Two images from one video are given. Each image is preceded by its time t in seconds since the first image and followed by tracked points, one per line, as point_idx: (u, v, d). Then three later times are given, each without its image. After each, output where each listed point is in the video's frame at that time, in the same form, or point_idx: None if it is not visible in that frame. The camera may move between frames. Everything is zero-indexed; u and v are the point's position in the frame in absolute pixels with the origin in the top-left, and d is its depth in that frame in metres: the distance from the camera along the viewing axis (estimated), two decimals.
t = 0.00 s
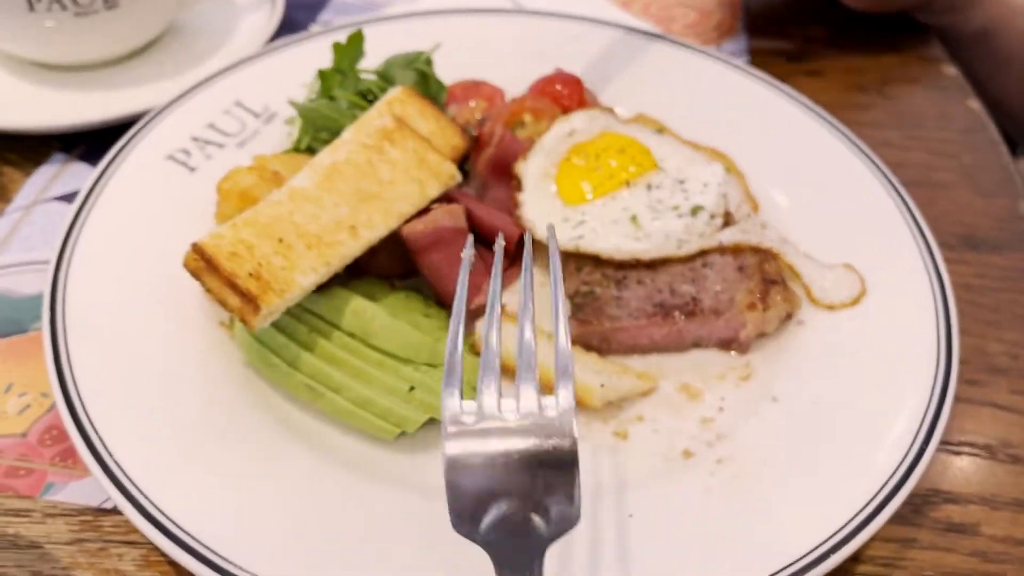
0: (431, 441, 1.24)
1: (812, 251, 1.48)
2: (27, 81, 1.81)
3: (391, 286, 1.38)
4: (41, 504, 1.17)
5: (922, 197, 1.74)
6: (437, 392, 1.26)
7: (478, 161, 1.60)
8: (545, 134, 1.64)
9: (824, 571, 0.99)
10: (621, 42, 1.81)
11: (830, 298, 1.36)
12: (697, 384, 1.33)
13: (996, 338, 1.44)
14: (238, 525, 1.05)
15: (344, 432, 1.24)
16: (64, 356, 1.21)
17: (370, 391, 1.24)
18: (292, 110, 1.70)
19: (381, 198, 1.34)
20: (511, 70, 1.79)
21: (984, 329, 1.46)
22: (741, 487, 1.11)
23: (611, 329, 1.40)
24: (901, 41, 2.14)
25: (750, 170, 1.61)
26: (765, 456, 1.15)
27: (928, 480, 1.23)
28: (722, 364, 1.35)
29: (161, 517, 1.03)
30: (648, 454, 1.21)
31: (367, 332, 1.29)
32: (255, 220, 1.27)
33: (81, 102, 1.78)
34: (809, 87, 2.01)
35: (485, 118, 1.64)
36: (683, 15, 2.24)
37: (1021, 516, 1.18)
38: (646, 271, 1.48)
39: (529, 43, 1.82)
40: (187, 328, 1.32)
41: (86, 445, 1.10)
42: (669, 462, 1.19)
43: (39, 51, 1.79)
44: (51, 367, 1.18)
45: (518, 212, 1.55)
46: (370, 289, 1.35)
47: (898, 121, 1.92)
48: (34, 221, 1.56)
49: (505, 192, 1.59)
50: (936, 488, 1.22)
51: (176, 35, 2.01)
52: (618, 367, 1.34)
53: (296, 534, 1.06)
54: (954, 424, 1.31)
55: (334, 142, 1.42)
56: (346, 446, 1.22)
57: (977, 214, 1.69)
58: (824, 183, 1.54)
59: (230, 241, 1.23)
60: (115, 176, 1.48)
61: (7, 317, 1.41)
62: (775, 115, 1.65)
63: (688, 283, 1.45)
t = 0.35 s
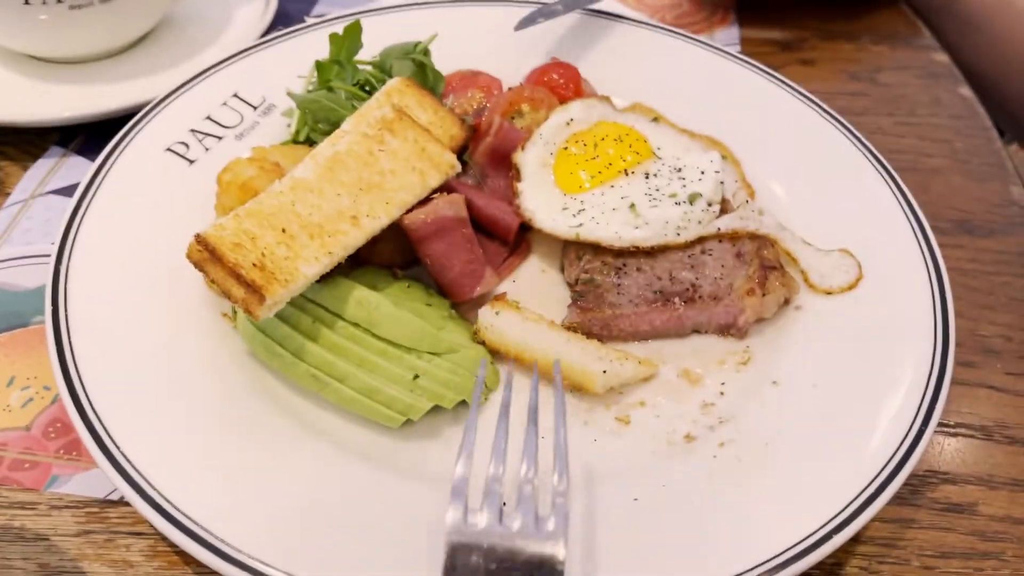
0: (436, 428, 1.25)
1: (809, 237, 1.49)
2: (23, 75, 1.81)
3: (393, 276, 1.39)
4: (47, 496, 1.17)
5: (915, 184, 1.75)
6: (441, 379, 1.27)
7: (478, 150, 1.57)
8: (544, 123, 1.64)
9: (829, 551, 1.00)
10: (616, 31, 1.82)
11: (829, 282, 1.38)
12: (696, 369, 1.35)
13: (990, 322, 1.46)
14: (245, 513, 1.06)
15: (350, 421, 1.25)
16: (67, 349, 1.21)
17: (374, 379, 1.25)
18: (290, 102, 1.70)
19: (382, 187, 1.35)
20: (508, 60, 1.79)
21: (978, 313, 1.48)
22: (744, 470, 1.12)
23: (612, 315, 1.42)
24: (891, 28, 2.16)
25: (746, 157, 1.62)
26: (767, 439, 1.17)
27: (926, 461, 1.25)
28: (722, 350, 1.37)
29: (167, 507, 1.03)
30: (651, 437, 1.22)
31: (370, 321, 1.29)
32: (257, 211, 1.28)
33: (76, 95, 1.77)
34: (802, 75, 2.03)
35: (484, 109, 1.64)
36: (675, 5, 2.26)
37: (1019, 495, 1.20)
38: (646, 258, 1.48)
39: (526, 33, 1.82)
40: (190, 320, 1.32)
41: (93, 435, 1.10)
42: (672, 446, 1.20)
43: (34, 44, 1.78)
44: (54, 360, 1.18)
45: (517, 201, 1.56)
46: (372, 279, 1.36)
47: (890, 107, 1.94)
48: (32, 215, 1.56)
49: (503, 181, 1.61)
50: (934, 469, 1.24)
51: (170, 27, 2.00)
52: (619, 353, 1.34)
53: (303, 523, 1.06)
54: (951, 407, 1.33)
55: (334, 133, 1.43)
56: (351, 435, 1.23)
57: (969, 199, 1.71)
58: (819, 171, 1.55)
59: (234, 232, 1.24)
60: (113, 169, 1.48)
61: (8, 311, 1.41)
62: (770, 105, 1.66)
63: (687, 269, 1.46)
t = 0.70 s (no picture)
0: (434, 418, 1.24)
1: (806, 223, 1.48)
2: (11, 65, 1.78)
3: (390, 264, 1.37)
4: (41, 490, 1.16)
5: (912, 169, 1.75)
6: (439, 368, 1.26)
7: (473, 138, 1.56)
8: (540, 109, 1.63)
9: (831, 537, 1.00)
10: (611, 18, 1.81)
11: (827, 268, 1.37)
12: (695, 357, 1.34)
13: (988, 306, 1.46)
14: (244, 505, 1.05)
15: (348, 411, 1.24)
16: (60, 341, 1.19)
17: (371, 369, 1.24)
18: (283, 91, 1.68)
19: (377, 175, 1.34)
20: (502, 47, 1.78)
21: (976, 298, 1.48)
22: (745, 456, 1.12)
23: (610, 303, 1.40)
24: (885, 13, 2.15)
25: (742, 143, 1.61)
26: (768, 425, 1.16)
27: (925, 446, 1.25)
28: (720, 337, 1.37)
29: (164, 499, 1.02)
30: (651, 425, 1.22)
31: (367, 311, 1.28)
32: (252, 199, 1.27)
33: (66, 85, 1.75)
34: (798, 61, 2.02)
35: (479, 95, 1.63)
36: None
37: (1019, 479, 1.20)
38: (643, 245, 1.48)
39: (520, 20, 1.81)
40: (184, 311, 1.31)
41: (88, 428, 1.09)
42: (672, 433, 1.19)
43: (21, 33, 1.76)
44: (47, 352, 1.17)
45: (513, 189, 1.55)
46: (368, 268, 1.34)
47: (885, 93, 1.93)
48: (23, 206, 1.54)
49: (499, 169, 1.60)
50: (933, 454, 1.24)
51: (159, 16, 1.98)
52: (618, 340, 1.34)
53: (302, 514, 1.05)
54: (950, 392, 1.33)
55: (329, 121, 1.42)
56: (349, 426, 1.22)
57: (965, 185, 1.70)
58: (816, 157, 1.55)
59: (228, 221, 1.23)
60: (105, 160, 1.46)
61: None
62: (766, 91, 1.66)
63: (685, 256, 1.46)
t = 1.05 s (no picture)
0: (434, 415, 1.24)
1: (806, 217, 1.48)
2: (4, 62, 1.76)
3: (388, 261, 1.36)
4: (39, 490, 1.15)
5: (912, 162, 1.74)
6: (440, 365, 1.25)
7: (472, 133, 1.56)
8: (538, 103, 1.62)
9: (835, 532, 1.00)
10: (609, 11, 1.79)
11: (828, 262, 1.36)
12: (697, 352, 1.34)
13: (989, 300, 1.46)
14: (244, 504, 1.04)
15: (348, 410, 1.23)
16: (55, 340, 1.18)
17: (370, 366, 1.23)
18: (278, 86, 1.67)
19: (375, 171, 1.34)
20: (500, 42, 1.77)
21: (977, 291, 1.47)
22: (747, 451, 1.11)
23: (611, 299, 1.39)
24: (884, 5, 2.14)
25: (741, 137, 1.60)
26: (772, 420, 1.16)
27: (927, 440, 1.24)
28: (722, 332, 1.36)
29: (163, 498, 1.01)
30: (653, 422, 1.21)
31: (367, 308, 1.27)
32: (250, 196, 1.27)
33: (60, 82, 1.74)
34: (796, 54, 2.01)
35: (477, 90, 1.61)
36: None
37: (1021, 473, 1.20)
38: (644, 240, 1.47)
39: (517, 14, 1.80)
40: (181, 308, 1.29)
41: (86, 428, 1.08)
42: (674, 429, 1.19)
43: (13, 29, 1.74)
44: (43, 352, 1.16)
45: (512, 184, 1.54)
46: (366, 264, 1.34)
47: (884, 85, 1.92)
48: (17, 204, 1.53)
49: (497, 165, 1.58)
50: (936, 448, 1.24)
51: (153, 11, 1.96)
52: (618, 336, 1.33)
53: (299, 512, 1.04)
54: (952, 386, 1.33)
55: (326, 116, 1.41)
56: (349, 424, 1.21)
57: (966, 178, 1.70)
58: (816, 151, 1.54)
59: (225, 217, 1.23)
60: (99, 156, 1.45)
61: None
62: (765, 84, 1.65)
63: (686, 251, 1.45)
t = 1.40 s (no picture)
0: (431, 416, 1.24)
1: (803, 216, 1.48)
2: None
3: (384, 262, 1.36)
4: (35, 492, 1.14)
5: (909, 160, 1.74)
6: (436, 366, 1.26)
7: (467, 132, 1.55)
8: (534, 102, 1.62)
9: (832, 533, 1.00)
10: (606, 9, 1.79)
11: (824, 261, 1.37)
12: (693, 352, 1.34)
13: (986, 298, 1.46)
14: (241, 505, 1.04)
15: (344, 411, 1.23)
16: (51, 343, 1.18)
17: (367, 367, 1.23)
18: (274, 86, 1.66)
19: (371, 171, 1.34)
20: (496, 40, 1.77)
21: (974, 289, 1.48)
22: (744, 452, 1.11)
23: (607, 299, 1.39)
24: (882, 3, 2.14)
25: (737, 136, 1.60)
26: (768, 420, 1.16)
27: (924, 440, 1.25)
28: (719, 332, 1.36)
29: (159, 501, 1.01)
30: (651, 423, 1.21)
31: (362, 309, 1.27)
32: (245, 197, 1.27)
33: (55, 82, 1.73)
34: (793, 52, 2.01)
35: (473, 89, 1.61)
36: None
37: (1018, 472, 1.20)
38: (640, 240, 1.47)
39: (513, 13, 1.79)
40: (177, 309, 1.29)
41: (81, 429, 1.08)
42: (670, 430, 1.19)
43: (8, 29, 1.73)
44: (39, 355, 1.16)
45: (508, 183, 1.53)
46: (363, 265, 1.33)
47: (880, 83, 1.92)
48: (12, 205, 1.52)
49: (493, 164, 1.58)
50: (933, 447, 1.24)
51: (148, 10, 1.95)
52: (615, 337, 1.34)
53: (297, 514, 1.04)
54: (948, 384, 1.33)
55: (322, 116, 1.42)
56: (346, 425, 1.21)
57: (963, 176, 1.70)
58: (812, 150, 1.53)
59: (221, 219, 1.24)
60: (95, 157, 1.45)
61: None
62: (762, 83, 1.64)
63: (682, 251, 1.45)
